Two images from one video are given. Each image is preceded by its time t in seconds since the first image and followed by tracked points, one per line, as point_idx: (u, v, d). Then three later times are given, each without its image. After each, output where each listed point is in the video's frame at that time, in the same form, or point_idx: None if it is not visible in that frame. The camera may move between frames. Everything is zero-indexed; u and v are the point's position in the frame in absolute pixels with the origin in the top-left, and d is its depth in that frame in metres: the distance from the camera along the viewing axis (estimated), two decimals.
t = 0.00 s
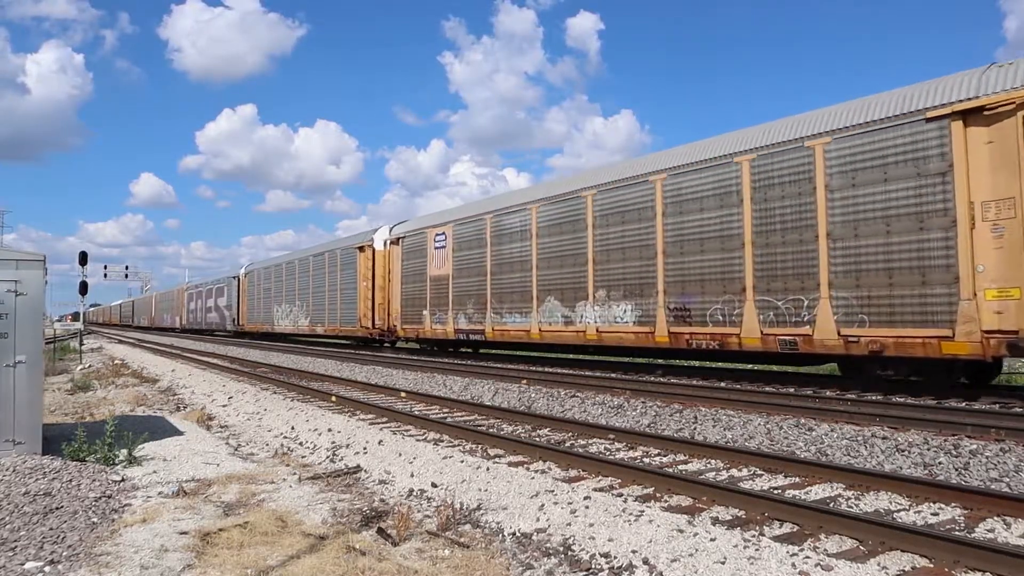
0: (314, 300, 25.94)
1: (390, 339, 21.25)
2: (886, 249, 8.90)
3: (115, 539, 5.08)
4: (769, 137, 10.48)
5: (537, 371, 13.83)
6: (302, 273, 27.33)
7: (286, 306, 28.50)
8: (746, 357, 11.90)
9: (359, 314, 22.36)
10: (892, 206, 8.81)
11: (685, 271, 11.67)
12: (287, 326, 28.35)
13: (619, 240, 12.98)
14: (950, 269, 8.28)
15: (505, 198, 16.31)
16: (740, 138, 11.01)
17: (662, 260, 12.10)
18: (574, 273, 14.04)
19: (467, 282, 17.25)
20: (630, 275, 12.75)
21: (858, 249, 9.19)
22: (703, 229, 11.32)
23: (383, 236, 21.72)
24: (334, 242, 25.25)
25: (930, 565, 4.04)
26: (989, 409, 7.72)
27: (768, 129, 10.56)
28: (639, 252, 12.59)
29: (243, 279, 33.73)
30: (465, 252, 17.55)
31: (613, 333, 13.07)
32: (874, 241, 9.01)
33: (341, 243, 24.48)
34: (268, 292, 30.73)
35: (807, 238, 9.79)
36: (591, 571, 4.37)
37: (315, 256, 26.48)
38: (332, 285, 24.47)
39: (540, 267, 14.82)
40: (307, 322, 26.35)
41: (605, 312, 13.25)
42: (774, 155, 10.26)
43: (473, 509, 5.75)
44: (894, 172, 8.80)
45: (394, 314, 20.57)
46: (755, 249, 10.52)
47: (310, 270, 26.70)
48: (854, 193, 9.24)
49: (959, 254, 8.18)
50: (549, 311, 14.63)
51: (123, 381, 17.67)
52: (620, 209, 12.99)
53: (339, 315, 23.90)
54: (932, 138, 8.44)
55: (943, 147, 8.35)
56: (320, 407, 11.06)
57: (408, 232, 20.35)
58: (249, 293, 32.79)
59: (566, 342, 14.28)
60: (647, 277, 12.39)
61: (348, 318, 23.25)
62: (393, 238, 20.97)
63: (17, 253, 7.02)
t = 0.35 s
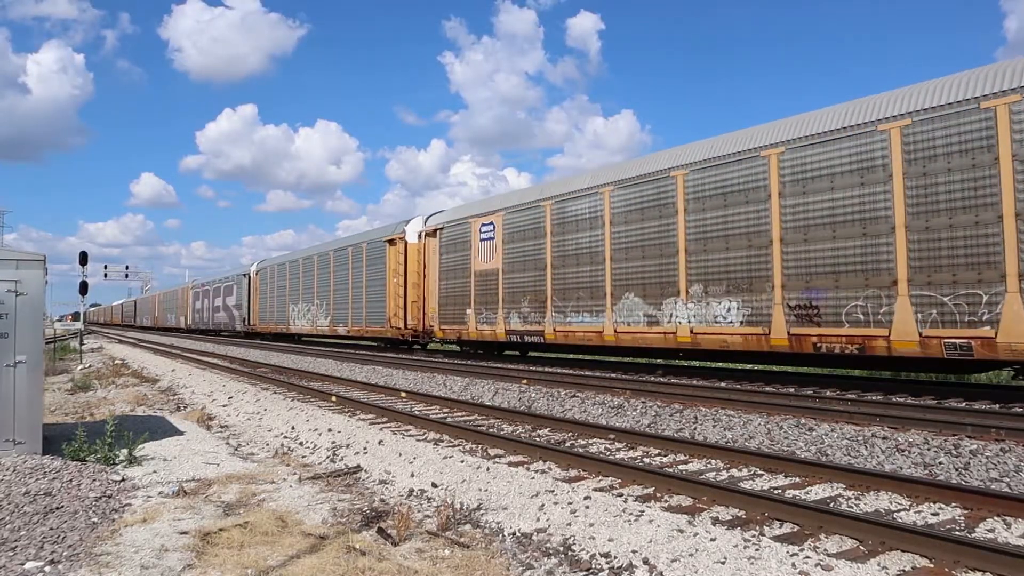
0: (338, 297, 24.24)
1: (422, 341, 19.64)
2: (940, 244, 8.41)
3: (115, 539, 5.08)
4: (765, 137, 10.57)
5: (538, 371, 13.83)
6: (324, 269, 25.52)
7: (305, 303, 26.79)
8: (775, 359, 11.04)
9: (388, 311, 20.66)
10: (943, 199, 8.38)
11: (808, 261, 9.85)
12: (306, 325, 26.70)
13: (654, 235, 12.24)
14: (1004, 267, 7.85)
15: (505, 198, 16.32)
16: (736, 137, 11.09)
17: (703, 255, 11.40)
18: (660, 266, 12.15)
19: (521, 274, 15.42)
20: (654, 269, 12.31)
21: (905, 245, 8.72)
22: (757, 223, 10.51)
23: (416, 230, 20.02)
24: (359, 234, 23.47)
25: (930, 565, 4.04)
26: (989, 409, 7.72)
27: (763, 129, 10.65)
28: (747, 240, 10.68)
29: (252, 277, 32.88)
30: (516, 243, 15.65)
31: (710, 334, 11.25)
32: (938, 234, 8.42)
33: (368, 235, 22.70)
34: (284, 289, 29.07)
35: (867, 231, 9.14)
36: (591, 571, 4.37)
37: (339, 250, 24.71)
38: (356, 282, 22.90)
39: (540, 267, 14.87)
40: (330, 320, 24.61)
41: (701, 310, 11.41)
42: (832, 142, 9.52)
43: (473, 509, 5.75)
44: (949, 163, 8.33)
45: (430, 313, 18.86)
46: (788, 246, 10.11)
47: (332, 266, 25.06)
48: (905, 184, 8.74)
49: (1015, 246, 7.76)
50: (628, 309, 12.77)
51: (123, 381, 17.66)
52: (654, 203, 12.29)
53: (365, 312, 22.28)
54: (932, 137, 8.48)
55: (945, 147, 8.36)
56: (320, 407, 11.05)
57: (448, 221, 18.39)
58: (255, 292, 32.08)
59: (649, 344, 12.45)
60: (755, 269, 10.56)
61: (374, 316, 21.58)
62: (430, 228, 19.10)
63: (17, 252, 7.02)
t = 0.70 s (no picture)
0: (363, 296, 22.33)
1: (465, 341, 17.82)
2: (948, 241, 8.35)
3: (115, 539, 5.08)
4: (765, 137, 10.59)
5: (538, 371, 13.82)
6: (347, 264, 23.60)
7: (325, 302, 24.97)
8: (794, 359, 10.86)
9: (422, 310, 18.79)
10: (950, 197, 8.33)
11: (862, 257, 9.21)
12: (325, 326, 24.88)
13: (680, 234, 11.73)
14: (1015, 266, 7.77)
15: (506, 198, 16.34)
16: (733, 138, 11.14)
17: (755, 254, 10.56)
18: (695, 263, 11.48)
19: (591, 267, 13.57)
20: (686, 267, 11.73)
21: (915, 245, 8.65)
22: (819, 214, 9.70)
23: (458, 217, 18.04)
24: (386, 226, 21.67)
25: (930, 565, 4.04)
26: (989, 409, 7.72)
27: (759, 130, 10.73)
28: (837, 230, 9.51)
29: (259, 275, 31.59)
30: (516, 243, 15.68)
31: (844, 336, 9.44)
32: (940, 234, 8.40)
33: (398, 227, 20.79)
34: (301, 287, 27.32)
35: (862, 232, 9.19)
36: (592, 571, 4.37)
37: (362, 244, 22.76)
38: (384, 279, 21.08)
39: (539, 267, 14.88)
40: (354, 319, 22.76)
41: (833, 307, 9.54)
42: (863, 135, 9.17)
43: (473, 509, 5.75)
44: (952, 160, 8.33)
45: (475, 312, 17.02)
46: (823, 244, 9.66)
47: (355, 261, 23.16)
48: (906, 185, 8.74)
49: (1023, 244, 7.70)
50: (732, 307, 10.90)
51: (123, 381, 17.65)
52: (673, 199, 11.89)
53: (393, 312, 20.41)
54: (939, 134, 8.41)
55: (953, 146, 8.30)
56: (320, 407, 11.05)
57: (497, 211, 16.52)
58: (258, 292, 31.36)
59: (763, 348, 10.62)
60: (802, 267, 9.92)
61: (405, 316, 19.77)
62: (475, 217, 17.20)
63: (18, 252, 7.02)
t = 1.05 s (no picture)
0: (395, 292, 20.56)
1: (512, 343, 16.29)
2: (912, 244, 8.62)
3: (115, 539, 5.08)
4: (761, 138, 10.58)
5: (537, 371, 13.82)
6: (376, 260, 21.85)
7: (348, 300, 23.29)
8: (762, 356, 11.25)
9: (467, 307, 17.12)
10: (912, 203, 8.62)
11: (859, 256, 9.19)
12: (348, 325, 23.10)
13: (667, 235, 11.93)
14: (973, 269, 8.07)
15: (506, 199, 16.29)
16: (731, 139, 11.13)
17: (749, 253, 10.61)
18: (695, 264, 11.45)
19: (687, 257, 11.59)
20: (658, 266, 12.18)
21: (897, 245, 8.76)
22: (785, 220, 10.08)
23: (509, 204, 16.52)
24: (422, 217, 19.96)
25: (930, 565, 4.04)
26: (989, 409, 7.72)
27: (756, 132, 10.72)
28: (806, 233, 9.82)
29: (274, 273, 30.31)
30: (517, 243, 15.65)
31: None
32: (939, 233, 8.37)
33: (437, 217, 19.06)
34: (320, 285, 25.60)
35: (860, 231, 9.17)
36: (592, 571, 4.37)
37: (394, 237, 21.00)
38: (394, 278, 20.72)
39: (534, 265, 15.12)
40: (383, 318, 20.99)
41: None
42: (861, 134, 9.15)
43: (473, 509, 5.75)
44: (914, 169, 8.60)
45: (531, 311, 15.15)
46: (802, 245, 9.86)
47: (385, 256, 21.42)
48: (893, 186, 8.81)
49: (981, 247, 8.00)
50: (878, 303, 8.97)
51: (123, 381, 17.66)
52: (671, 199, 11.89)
53: (432, 309, 18.75)
54: (938, 133, 8.37)
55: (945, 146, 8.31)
56: (320, 407, 11.05)
57: (557, 196, 14.64)
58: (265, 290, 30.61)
59: (918, 355, 8.67)
60: (799, 267, 9.90)
61: (446, 315, 18.05)
62: (530, 203, 15.32)
63: (18, 252, 7.02)
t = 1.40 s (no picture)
0: (433, 289, 18.79)
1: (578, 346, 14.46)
2: (883, 246, 8.94)
3: (115, 539, 5.08)
4: (761, 139, 10.59)
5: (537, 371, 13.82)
6: (409, 253, 20.06)
7: (376, 297, 21.62)
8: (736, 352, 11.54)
9: (523, 304, 15.48)
10: (913, 203, 8.61)
11: (862, 256, 9.18)
12: (372, 329, 21.53)
13: (668, 235, 11.94)
14: (950, 270, 8.26)
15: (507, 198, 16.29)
16: (731, 139, 11.15)
17: (751, 253, 10.62)
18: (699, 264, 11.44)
19: (818, 246, 9.69)
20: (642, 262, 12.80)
21: (898, 244, 8.76)
22: (771, 220, 10.33)
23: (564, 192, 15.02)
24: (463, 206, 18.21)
25: (930, 565, 4.04)
26: (989, 409, 7.71)
27: (755, 133, 10.74)
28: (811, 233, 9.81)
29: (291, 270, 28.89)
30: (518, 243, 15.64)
31: None
32: (938, 232, 8.38)
33: (481, 206, 17.27)
34: (342, 282, 23.86)
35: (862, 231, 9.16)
36: (592, 571, 4.37)
37: (430, 228, 19.23)
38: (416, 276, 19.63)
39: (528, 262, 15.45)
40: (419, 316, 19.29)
41: None
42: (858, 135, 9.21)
43: (473, 509, 5.75)
44: (903, 169, 8.71)
45: (603, 310, 13.26)
46: (805, 246, 9.87)
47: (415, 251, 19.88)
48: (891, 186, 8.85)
49: (981, 248, 8.00)
50: None
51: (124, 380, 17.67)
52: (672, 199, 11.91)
53: (478, 307, 16.99)
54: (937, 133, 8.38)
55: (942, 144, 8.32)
56: (320, 407, 11.05)
57: (636, 177, 12.73)
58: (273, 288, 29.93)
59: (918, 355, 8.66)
60: (803, 266, 9.87)
61: (497, 314, 16.34)
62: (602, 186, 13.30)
63: (18, 253, 7.01)
